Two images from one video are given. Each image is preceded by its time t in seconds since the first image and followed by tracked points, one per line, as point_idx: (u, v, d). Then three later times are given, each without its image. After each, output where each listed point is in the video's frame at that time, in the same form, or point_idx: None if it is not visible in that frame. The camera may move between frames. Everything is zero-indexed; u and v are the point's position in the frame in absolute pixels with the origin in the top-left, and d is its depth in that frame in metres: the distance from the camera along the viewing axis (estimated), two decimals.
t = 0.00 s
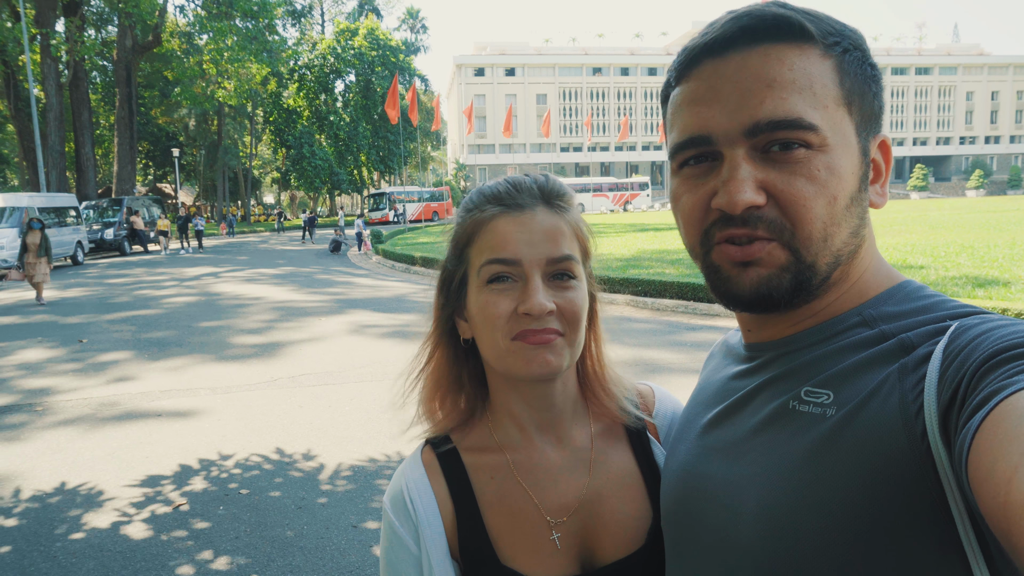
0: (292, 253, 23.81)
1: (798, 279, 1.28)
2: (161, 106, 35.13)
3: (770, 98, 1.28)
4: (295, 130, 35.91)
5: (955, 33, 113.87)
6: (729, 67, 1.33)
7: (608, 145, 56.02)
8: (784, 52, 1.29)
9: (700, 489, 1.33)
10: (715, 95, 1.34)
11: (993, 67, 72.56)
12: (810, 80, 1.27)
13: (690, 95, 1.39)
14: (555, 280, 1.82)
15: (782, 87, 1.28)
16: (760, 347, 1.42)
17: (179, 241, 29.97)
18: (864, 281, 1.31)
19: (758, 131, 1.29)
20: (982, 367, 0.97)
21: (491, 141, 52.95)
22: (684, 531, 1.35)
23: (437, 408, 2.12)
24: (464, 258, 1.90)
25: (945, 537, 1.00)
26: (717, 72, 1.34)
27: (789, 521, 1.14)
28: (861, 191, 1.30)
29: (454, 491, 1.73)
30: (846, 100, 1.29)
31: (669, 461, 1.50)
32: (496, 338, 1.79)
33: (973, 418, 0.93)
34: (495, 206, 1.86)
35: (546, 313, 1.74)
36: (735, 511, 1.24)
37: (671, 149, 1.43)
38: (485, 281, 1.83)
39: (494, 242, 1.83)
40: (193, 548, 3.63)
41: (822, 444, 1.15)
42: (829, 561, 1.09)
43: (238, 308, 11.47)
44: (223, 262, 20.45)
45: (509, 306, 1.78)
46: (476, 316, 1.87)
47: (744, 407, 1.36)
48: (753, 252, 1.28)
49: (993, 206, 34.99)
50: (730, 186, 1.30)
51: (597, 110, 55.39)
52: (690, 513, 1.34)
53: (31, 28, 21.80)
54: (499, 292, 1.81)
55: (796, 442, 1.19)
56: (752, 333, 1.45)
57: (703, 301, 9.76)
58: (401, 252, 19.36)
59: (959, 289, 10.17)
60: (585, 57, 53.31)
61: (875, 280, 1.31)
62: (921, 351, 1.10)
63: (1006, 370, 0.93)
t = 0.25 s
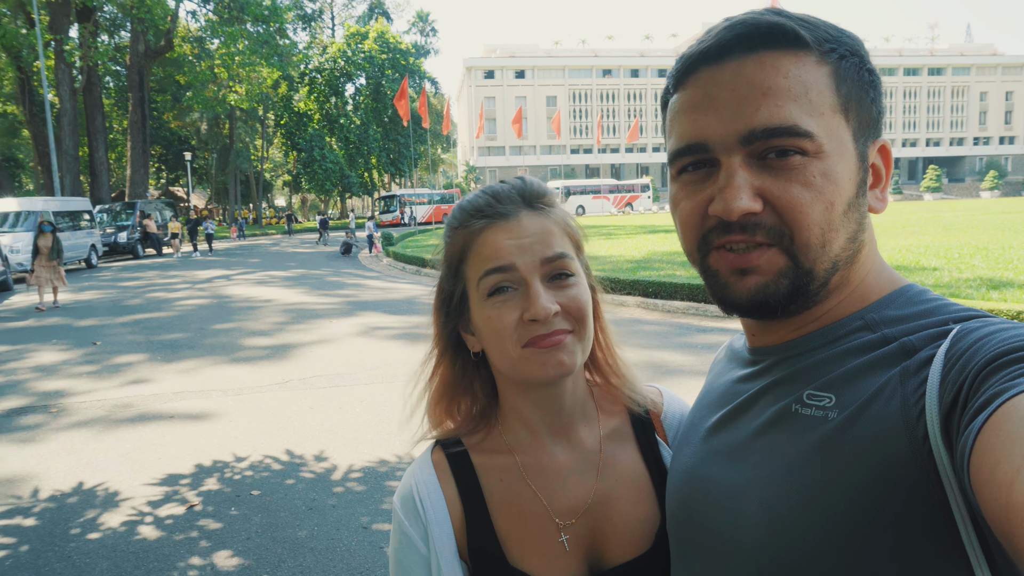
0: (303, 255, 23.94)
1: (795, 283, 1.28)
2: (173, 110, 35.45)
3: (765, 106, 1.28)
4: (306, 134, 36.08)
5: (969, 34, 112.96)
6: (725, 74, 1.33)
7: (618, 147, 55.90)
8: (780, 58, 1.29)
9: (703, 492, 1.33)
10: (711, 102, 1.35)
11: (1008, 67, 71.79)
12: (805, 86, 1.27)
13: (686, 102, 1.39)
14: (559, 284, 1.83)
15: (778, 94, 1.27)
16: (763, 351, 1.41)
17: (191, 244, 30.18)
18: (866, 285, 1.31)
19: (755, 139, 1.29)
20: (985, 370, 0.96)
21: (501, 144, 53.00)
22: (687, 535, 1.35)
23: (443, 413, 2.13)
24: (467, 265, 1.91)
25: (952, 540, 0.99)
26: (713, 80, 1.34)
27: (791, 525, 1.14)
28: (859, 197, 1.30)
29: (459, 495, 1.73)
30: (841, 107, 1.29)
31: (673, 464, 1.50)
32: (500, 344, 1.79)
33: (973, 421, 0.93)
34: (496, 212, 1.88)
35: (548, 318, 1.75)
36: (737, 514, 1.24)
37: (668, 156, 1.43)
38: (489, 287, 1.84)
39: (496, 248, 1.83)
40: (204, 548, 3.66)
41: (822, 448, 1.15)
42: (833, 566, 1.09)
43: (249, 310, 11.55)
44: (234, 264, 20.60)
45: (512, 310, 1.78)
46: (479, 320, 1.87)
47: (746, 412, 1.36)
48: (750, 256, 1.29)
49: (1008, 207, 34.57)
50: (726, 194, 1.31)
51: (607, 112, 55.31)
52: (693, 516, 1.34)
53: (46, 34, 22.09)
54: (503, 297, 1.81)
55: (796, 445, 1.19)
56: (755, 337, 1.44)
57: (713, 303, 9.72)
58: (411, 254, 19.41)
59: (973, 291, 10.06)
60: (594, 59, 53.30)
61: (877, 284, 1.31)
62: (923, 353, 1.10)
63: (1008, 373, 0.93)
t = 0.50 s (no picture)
0: (310, 253, 24.01)
1: (798, 289, 1.28)
2: (181, 109, 35.63)
3: (775, 110, 1.27)
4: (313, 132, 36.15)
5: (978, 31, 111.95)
6: (738, 75, 1.32)
7: (625, 144, 55.75)
8: (794, 61, 1.27)
9: (706, 493, 1.33)
10: (722, 104, 1.34)
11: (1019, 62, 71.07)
12: (819, 91, 1.26)
13: (698, 103, 1.38)
14: (573, 282, 1.83)
15: (790, 99, 1.26)
16: (768, 351, 1.40)
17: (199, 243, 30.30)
18: (872, 287, 1.30)
19: (764, 143, 1.28)
20: (991, 372, 0.95)
21: (508, 141, 52.96)
22: (691, 533, 1.35)
23: (450, 411, 2.14)
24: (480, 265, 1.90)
25: (953, 542, 0.99)
26: (726, 81, 1.33)
27: (794, 527, 1.14)
28: (867, 203, 1.29)
29: (466, 494, 1.74)
30: (854, 114, 1.27)
31: (679, 464, 1.50)
32: (511, 344, 1.79)
33: (980, 423, 0.92)
34: (508, 211, 1.88)
35: (559, 319, 1.74)
36: (741, 514, 1.23)
37: (677, 156, 1.42)
38: (501, 288, 1.83)
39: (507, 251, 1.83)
40: (212, 545, 3.68)
41: (825, 451, 1.14)
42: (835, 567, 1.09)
43: (257, 308, 11.60)
44: (241, 263, 20.68)
45: (525, 309, 1.78)
46: (490, 320, 1.88)
47: (751, 412, 1.35)
48: (755, 260, 1.28)
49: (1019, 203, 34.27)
50: (732, 197, 1.30)
51: (614, 109, 55.19)
52: (698, 515, 1.33)
53: (55, 34, 22.23)
54: (516, 297, 1.81)
55: (800, 447, 1.18)
56: (759, 337, 1.43)
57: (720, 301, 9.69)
58: (418, 252, 19.43)
59: (983, 288, 9.98)
60: (601, 56, 53.17)
61: (884, 286, 1.30)
62: (928, 354, 1.09)
63: (1013, 376, 0.92)
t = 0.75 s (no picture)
0: (304, 253, 23.95)
1: (798, 288, 1.27)
2: (175, 108, 35.48)
3: (767, 112, 1.26)
4: (307, 131, 36.06)
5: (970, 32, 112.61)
6: (727, 78, 1.31)
7: (620, 143, 55.80)
8: (783, 63, 1.26)
9: (706, 492, 1.32)
10: (712, 108, 1.33)
11: (1011, 62, 71.44)
12: (808, 92, 1.25)
13: (688, 107, 1.36)
14: (566, 281, 1.81)
15: (780, 100, 1.25)
16: (769, 348, 1.40)
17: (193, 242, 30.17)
18: (872, 283, 1.29)
19: (756, 146, 1.27)
20: (992, 369, 0.95)
21: (503, 141, 52.95)
22: (692, 532, 1.35)
23: (446, 415, 2.13)
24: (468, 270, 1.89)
25: (958, 539, 0.99)
26: (714, 85, 1.31)
27: (795, 526, 1.14)
28: (864, 198, 1.28)
29: (465, 496, 1.73)
30: (846, 111, 1.26)
31: (678, 464, 1.49)
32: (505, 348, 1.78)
33: (983, 419, 0.91)
34: (495, 213, 1.86)
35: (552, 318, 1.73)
36: (741, 514, 1.23)
37: (669, 161, 1.41)
38: (495, 291, 1.82)
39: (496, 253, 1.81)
40: (204, 545, 3.66)
41: (825, 450, 1.14)
42: (839, 566, 1.09)
43: (250, 308, 11.56)
44: (235, 262, 20.60)
45: (521, 310, 1.77)
46: (485, 322, 1.86)
47: (752, 411, 1.34)
48: (752, 261, 1.28)
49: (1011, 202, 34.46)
50: (727, 201, 1.30)
51: (609, 109, 55.25)
52: (698, 514, 1.33)
53: (48, 32, 22.12)
54: (511, 299, 1.79)
55: (799, 447, 1.18)
56: (760, 335, 1.42)
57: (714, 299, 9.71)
58: (412, 251, 19.40)
59: (975, 287, 10.03)
60: (596, 55, 53.22)
61: (882, 282, 1.30)
62: (931, 351, 1.08)
63: (1015, 373, 0.92)
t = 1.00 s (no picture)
0: (297, 256, 23.87)
1: (787, 283, 1.27)
2: (167, 110, 35.33)
3: (737, 109, 1.28)
4: (300, 133, 35.98)
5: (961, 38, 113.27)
6: (697, 80, 1.32)
7: (614, 146, 55.95)
8: (749, 62, 1.28)
9: (701, 493, 1.32)
10: (685, 111, 1.34)
11: (1001, 66, 72.02)
12: (777, 85, 1.27)
13: (662, 111, 1.37)
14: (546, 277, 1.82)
15: (749, 96, 1.27)
16: (762, 348, 1.40)
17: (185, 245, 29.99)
18: (860, 279, 1.30)
19: (731, 142, 1.28)
20: (986, 364, 0.95)
21: (497, 144, 52.95)
22: (689, 533, 1.34)
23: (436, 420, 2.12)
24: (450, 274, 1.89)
25: (956, 537, 0.99)
26: (686, 87, 1.33)
27: (793, 525, 1.14)
28: (844, 188, 1.29)
29: (457, 496, 1.73)
30: (816, 102, 1.28)
31: (672, 463, 1.49)
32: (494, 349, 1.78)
33: (974, 415, 0.92)
34: (472, 213, 1.87)
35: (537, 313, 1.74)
36: (738, 515, 1.23)
37: (649, 166, 1.42)
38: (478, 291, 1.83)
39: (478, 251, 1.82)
40: (196, 548, 3.65)
41: (817, 447, 1.14)
42: (838, 564, 1.08)
43: (243, 310, 11.51)
44: (228, 264, 20.52)
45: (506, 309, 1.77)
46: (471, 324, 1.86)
47: (744, 410, 1.35)
48: (738, 259, 1.28)
49: (1002, 206, 34.69)
50: (708, 199, 1.30)
51: (602, 112, 55.38)
52: (693, 515, 1.33)
53: (39, 33, 21.98)
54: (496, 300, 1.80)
55: (793, 446, 1.18)
56: (754, 334, 1.43)
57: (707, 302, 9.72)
58: (406, 254, 19.37)
59: (966, 289, 10.10)
60: (590, 59, 53.32)
61: (872, 278, 1.30)
62: (923, 348, 1.10)
63: (1008, 368, 0.92)
